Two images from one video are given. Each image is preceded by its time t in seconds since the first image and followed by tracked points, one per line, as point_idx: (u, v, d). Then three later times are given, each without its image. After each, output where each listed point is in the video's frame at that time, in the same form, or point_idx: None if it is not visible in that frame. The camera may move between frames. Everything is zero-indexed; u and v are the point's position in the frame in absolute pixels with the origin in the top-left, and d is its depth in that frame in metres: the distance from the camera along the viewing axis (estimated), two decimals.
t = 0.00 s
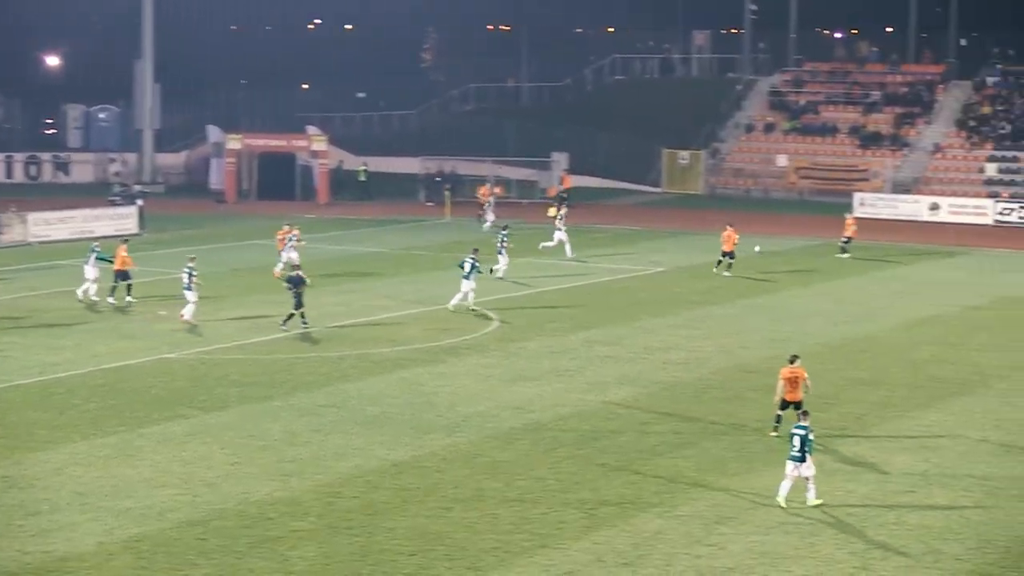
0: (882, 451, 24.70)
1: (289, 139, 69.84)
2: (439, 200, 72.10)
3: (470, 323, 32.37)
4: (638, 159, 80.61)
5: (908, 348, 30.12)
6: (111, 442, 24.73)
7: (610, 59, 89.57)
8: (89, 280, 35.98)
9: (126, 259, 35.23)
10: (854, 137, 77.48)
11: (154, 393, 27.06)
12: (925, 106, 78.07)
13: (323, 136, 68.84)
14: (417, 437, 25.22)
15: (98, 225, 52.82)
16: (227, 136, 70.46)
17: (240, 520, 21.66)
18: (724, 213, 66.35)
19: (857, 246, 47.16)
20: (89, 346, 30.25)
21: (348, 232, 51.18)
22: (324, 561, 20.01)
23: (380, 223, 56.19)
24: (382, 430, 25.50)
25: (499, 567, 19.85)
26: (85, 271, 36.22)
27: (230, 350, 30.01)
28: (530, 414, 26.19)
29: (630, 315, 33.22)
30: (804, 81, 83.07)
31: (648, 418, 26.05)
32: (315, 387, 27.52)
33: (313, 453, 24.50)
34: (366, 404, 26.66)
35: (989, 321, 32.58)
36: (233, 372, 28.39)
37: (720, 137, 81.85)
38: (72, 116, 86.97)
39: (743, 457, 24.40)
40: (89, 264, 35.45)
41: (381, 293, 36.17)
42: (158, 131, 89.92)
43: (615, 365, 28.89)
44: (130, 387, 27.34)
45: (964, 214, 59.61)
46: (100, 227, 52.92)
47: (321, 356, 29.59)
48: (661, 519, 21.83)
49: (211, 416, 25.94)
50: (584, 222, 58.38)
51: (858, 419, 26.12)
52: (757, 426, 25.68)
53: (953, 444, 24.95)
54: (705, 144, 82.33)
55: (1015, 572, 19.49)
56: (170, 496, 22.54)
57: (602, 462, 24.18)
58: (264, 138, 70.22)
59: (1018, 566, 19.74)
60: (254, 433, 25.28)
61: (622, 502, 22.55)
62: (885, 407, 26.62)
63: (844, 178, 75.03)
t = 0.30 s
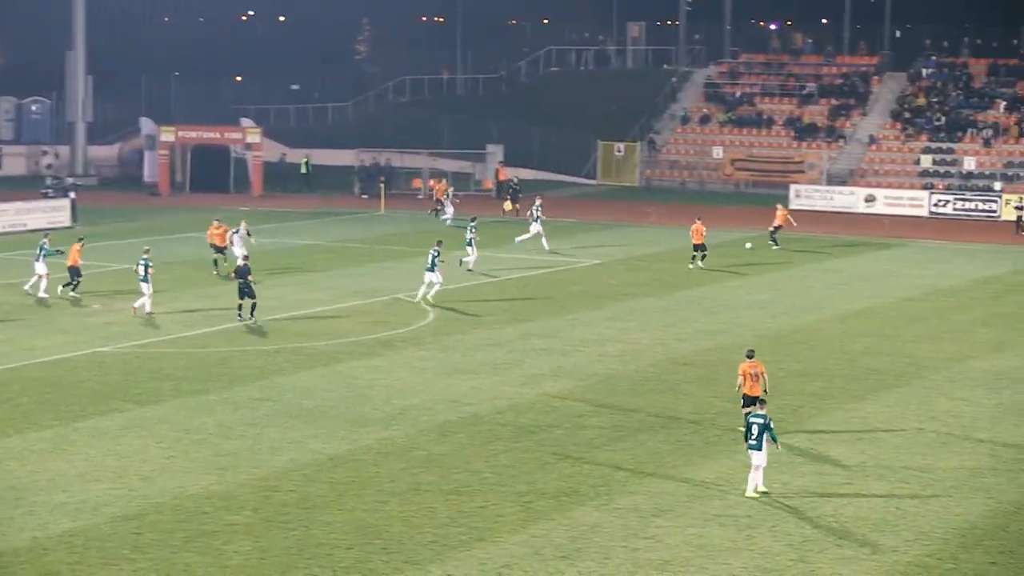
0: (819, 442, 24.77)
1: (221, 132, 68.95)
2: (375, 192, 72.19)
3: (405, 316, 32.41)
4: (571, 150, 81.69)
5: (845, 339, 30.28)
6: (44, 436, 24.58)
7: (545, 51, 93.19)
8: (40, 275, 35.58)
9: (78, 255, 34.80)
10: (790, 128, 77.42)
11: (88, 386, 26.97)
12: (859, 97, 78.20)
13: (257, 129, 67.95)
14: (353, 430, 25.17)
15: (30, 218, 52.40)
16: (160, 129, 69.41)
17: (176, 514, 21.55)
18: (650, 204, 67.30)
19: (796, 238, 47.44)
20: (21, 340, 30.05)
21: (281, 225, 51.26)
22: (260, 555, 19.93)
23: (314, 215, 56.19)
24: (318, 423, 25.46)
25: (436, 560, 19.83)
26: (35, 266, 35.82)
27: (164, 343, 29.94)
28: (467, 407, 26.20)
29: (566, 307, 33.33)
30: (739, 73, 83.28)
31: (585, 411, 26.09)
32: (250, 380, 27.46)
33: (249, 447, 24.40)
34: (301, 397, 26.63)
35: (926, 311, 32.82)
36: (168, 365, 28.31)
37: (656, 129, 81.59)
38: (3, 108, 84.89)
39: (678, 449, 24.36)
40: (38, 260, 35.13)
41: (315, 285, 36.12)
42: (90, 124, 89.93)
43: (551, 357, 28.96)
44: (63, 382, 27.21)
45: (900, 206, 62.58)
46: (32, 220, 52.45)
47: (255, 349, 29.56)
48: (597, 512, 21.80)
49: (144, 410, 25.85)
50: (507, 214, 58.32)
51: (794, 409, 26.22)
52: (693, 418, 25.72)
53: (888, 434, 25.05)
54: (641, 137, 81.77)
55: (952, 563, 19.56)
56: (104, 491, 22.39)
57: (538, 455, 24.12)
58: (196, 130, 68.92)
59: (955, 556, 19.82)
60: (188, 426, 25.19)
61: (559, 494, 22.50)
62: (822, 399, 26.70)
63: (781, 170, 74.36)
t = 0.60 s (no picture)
0: (799, 436, 24.79)
1: (199, 125, 68.71)
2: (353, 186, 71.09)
3: (383, 310, 32.38)
4: (548, 144, 82.72)
5: (825, 333, 30.29)
6: (21, 431, 24.52)
7: (522, 45, 93.99)
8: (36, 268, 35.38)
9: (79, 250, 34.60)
10: (768, 122, 77.21)
11: (65, 381, 26.93)
12: (838, 92, 77.79)
13: (235, 123, 68.35)
14: (332, 424, 25.14)
15: (7, 213, 52.00)
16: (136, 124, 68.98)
17: (155, 509, 21.52)
18: (621, 197, 67.40)
19: (775, 232, 47.43)
20: None
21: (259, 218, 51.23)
22: (238, 550, 19.91)
23: (292, 209, 55.93)
24: (297, 418, 25.43)
25: (415, 555, 19.83)
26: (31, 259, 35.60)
27: (143, 337, 29.89)
28: (446, 401, 26.19)
29: (544, 300, 33.33)
30: (718, 66, 83.32)
31: (564, 405, 26.08)
32: (227, 375, 27.44)
33: (227, 441, 24.37)
34: (280, 391, 26.61)
35: (905, 305, 32.86)
36: (146, 359, 28.28)
37: (634, 121, 81.64)
38: None
39: (657, 444, 24.34)
40: (33, 253, 34.93)
41: (292, 280, 36.03)
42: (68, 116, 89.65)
43: (530, 351, 28.94)
44: (40, 376, 27.15)
45: (878, 199, 62.67)
46: (10, 214, 52.16)
47: (233, 343, 29.52)
48: (576, 507, 21.79)
49: (121, 405, 25.81)
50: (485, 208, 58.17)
51: (773, 403, 26.21)
52: (672, 412, 25.72)
53: (868, 428, 25.07)
54: (619, 130, 81.84)
55: (931, 557, 19.59)
56: (82, 486, 22.33)
57: (517, 450, 24.11)
58: (174, 124, 68.79)
59: (935, 550, 19.84)
60: (166, 421, 25.14)
61: (538, 489, 22.49)
62: (801, 393, 26.70)
63: (759, 164, 73.14)
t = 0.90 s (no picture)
0: (799, 432, 24.78)
1: (199, 121, 68.58)
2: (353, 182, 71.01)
3: (384, 306, 32.36)
4: (548, 140, 82.90)
5: (825, 329, 30.31)
6: (20, 427, 24.49)
7: (522, 41, 93.89)
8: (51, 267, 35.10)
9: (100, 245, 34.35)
10: (768, 118, 77.44)
11: (64, 377, 26.91)
12: (837, 88, 77.74)
13: (235, 119, 68.31)
14: (331, 421, 25.12)
15: (6, 209, 52.21)
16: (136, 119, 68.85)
17: (154, 505, 21.49)
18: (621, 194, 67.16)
19: (775, 228, 47.40)
20: None
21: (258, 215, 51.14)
22: (238, 547, 19.90)
23: (291, 206, 55.84)
24: (297, 415, 25.40)
25: (415, 551, 19.82)
26: (43, 258, 35.16)
27: (143, 334, 29.85)
28: (446, 398, 26.17)
29: (543, 297, 33.33)
30: (717, 62, 83.42)
31: (563, 402, 26.07)
32: (227, 371, 27.42)
33: (227, 438, 24.33)
34: (280, 388, 26.58)
35: (905, 301, 32.87)
36: (146, 356, 28.26)
37: (634, 118, 81.70)
38: None
39: (657, 440, 24.34)
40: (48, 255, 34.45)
41: (291, 276, 35.98)
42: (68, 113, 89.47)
43: (530, 347, 28.92)
44: (40, 373, 27.12)
45: (878, 195, 63.05)
46: (8, 211, 52.31)
47: (233, 340, 29.49)
48: (577, 503, 21.78)
49: (121, 401, 25.79)
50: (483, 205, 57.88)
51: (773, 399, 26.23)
52: (673, 409, 25.70)
53: (868, 424, 25.08)
54: (619, 127, 81.99)
55: (931, 553, 19.60)
56: (82, 483, 22.30)
57: (517, 446, 24.09)
58: (174, 121, 68.78)
59: (935, 547, 19.85)
60: (166, 418, 25.12)
61: (539, 486, 22.46)
62: (801, 390, 26.70)
63: (759, 160, 73.87)
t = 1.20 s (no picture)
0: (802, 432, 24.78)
1: (201, 120, 68.83)
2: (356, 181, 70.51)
3: (386, 305, 32.37)
4: (551, 139, 82.68)
5: (827, 328, 30.32)
6: (23, 426, 24.47)
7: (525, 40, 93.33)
8: (65, 265, 34.90)
9: (121, 248, 34.17)
10: (771, 117, 77.47)
11: (67, 376, 26.92)
12: (840, 87, 77.76)
13: (237, 119, 68.33)
14: (333, 420, 25.11)
15: (9, 209, 52.25)
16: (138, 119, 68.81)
17: (157, 505, 21.48)
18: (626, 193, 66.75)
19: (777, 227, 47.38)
20: None
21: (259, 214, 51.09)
22: (242, 546, 19.88)
23: (293, 204, 55.75)
24: (299, 414, 25.39)
25: (418, 551, 19.79)
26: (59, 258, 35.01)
27: (145, 333, 29.87)
28: (448, 397, 26.17)
29: (546, 296, 33.32)
30: (720, 62, 83.42)
31: (567, 401, 26.08)
32: (230, 370, 27.40)
33: (230, 437, 24.33)
34: (283, 387, 26.57)
35: (907, 300, 32.88)
36: (148, 355, 28.24)
37: (636, 117, 81.76)
38: None
39: (660, 439, 24.36)
40: (61, 250, 34.41)
41: (292, 276, 35.91)
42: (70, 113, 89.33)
43: (533, 347, 28.92)
44: (42, 372, 27.11)
45: (880, 194, 63.21)
46: (11, 210, 52.29)
47: (235, 339, 29.47)
48: (579, 502, 21.78)
49: (124, 400, 25.78)
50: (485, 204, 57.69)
51: (776, 399, 26.21)
52: (675, 408, 25.68)
53: (871, 423, 25.08)
54: (622, 125, 82.11)
55: (934, 552, 19.60)
56: (84, 482, 22.27)
57: (519, 446, 24.09)
58: (176, 120, 68.71)
59: (937, 546, 19.85)
60: (168, 417, 25.12)
61: (541, 485, 22.45)
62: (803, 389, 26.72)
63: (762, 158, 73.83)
